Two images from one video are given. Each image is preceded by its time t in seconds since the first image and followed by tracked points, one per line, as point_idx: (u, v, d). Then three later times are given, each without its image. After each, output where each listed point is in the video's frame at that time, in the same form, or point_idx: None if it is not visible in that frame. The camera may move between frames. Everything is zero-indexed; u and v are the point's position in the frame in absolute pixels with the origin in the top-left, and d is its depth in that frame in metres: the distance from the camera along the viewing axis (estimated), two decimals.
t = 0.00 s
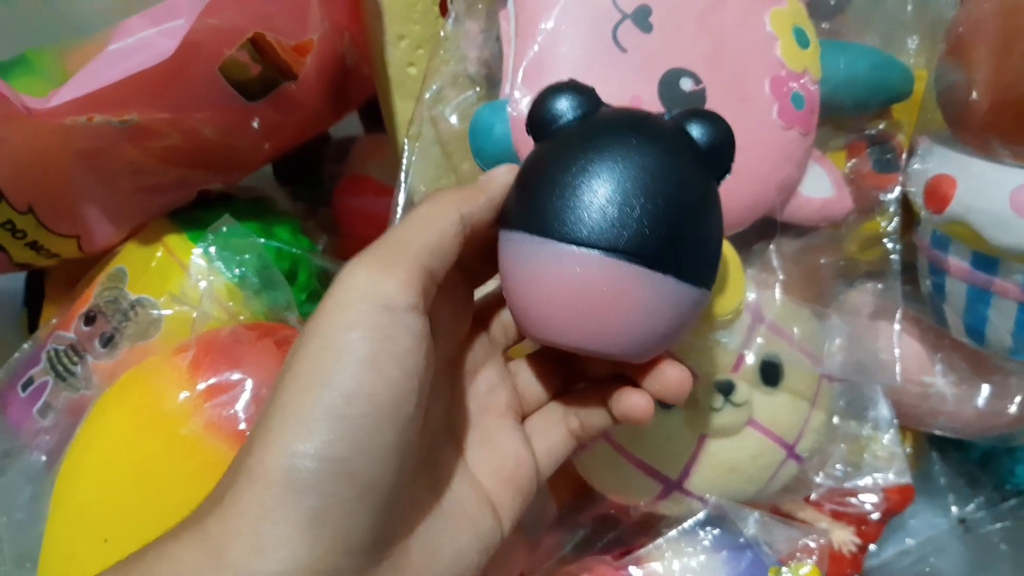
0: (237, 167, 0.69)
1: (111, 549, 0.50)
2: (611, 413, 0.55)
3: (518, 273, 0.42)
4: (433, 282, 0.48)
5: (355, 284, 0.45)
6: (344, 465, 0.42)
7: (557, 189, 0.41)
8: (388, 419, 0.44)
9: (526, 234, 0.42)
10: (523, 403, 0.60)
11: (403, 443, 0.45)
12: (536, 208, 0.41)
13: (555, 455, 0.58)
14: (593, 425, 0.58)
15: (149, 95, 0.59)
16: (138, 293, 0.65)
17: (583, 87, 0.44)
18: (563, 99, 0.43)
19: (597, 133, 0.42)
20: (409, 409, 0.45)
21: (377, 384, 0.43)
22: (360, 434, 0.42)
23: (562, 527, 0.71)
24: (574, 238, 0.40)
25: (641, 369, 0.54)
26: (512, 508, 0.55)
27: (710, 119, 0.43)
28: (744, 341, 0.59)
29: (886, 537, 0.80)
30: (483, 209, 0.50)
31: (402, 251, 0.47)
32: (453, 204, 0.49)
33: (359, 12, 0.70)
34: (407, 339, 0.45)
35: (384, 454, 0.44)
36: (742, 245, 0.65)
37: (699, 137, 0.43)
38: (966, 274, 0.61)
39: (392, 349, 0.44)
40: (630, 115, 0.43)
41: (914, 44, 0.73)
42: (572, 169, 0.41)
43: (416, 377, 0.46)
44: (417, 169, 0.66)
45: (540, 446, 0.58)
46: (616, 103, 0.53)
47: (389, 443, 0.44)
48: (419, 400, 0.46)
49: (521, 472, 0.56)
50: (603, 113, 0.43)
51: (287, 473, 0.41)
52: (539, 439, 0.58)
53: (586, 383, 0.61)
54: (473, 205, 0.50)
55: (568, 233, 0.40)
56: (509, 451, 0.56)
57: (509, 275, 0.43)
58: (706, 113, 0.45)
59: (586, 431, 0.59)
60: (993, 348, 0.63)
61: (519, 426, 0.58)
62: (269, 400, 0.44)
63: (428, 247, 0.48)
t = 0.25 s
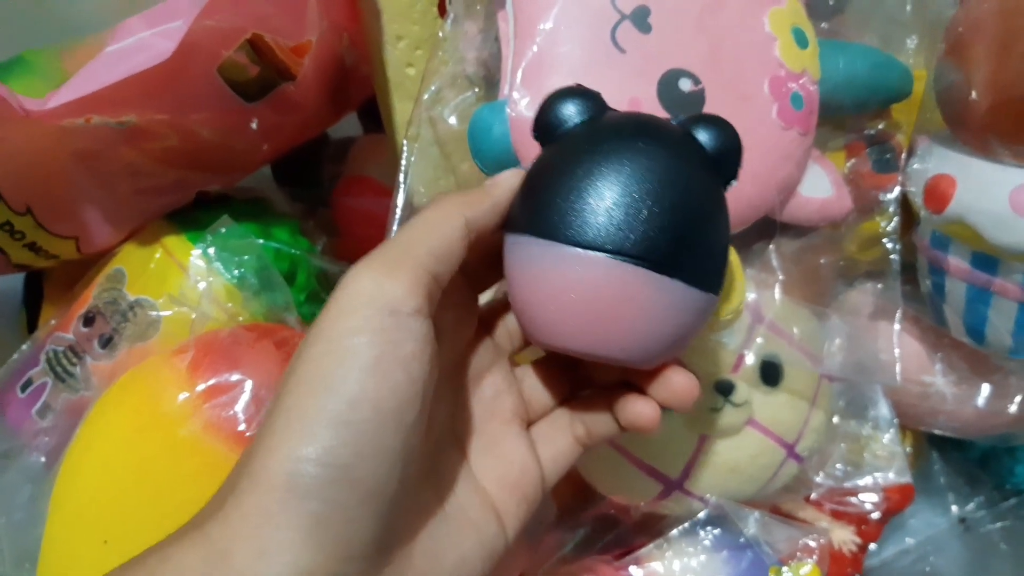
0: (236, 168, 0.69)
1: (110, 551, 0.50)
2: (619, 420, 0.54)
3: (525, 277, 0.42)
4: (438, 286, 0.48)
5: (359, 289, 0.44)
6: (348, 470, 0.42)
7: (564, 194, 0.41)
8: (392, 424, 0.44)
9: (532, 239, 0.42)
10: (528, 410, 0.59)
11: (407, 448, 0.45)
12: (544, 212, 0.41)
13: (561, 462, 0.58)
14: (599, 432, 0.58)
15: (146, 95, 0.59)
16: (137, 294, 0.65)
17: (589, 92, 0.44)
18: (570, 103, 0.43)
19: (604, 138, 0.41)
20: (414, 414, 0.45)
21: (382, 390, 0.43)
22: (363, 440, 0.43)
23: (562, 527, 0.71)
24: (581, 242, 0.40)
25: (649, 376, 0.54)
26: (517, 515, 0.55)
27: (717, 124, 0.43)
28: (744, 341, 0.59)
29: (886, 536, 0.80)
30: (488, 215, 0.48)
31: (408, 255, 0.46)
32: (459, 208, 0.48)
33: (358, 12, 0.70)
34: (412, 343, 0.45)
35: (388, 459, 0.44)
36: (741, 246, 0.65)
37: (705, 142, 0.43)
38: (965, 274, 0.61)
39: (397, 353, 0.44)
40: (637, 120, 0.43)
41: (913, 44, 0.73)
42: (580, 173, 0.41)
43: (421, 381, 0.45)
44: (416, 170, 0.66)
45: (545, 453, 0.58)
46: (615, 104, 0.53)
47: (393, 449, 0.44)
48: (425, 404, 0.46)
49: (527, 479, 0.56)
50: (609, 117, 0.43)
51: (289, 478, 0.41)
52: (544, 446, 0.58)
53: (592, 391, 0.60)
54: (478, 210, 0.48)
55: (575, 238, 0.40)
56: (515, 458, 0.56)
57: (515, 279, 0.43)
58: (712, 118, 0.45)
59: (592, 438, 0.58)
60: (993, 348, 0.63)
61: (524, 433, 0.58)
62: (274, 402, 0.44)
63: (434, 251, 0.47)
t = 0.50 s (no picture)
0: (235, 165, 0.69)
1: (110, 551, 0.50)
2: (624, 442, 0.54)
3: (537, 295, 0.42)
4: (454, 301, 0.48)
5: (378, 304, 0.45)
6: (366, 485, 0.43)
7: (581, 215, 0.41)
8: (410, 439, 0.44)
9: (546, 256, 0.41)
10: (534, 425, 0.60)
11: (423, 462, 0.46)
12: (559, 231, 0.41)
13: (565, 479, 0.59)
14: (604, 450, 0.58)
15: (147, 94, 0.59)
16: (137, 292, 0.65)
17: (608, 113, 0.45)
18: (590, 124, 0.43)
19: (624, 160, 0.42)
20: (430, 430, 0.46)
21: (400, 405, 0.44)
22: (382, 454, 0.43)
23: (563, 526, 0.71)
24: (595, 263, 0.40)
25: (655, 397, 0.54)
26: (520, 530, 0.56)
27: (736, 152, 0.43)
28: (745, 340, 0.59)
29: (886, 535, 0.80)
30: (505, 231, 0.48)
31: (427, 270, 0.46)
32: (477, 224, 0.48)
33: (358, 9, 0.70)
34: (430, 359, 0.45)
35: (404, 474, 0.45)
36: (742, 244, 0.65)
37: (724, 169, 0.43)
38: (966, 272, 0.61)
39: (415, 369, 0.45)
40: (656, 144, 0.43)
41: (914, 41, 0.73)
42: (598, 194, 0.41)
43: (438, 397, 0.46)
44: (416, 166, 0.65)
45: (550, 469, 0.59)
46: (616, 100, 0.52)
47: (411, 464, 0.45)
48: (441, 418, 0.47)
49: (530, 494, 0.57)
50: (629, 139, 0.43)
51: (309, 492, 0.42)
52: (549, 463, 0.59)
53: (598, 409, 0.60)
54: (496, 225, 0.48)
55: (589, 259, 0.40)
56: (519, 472, 0.57)
57: (528, 297, 0.43)
58: (731, 145, 0.45)
59: (596, 457, 0.58)
60: (994, 346, 0.63)
61: (529, 449, 0.58)
62: (293, 415, 0.45)
63: (450, 268, 0.47)
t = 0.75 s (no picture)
0: (235, 169, 0.69)
1: (108, 554, 0.50)
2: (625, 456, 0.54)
3: (545, 310, 0.42)
4: (463, 313, 0.48)
5: (387, 317, 0.45)
6: (374, 497, 0.43)
7: (591, 231, 0.41)
8: (417, 452, 0.45)
9: (554, 271, 0.41)
10: (537, 436, 0.60)
11: (429, 474, 0.46)
12: (568, 247, 0.41)
13: (566, 491, 0.59)
14: (606, 463, 0.58)
15: (146, 98, 0.58)
16: (136, 296, 0.65)
17: (618, 128, 0.45)
18: (600, 139, 0.43)
19: (635, 177, 0.42)
20: (437, 442, 0.46)
21: (408, 418, 0.44)
22: (389, 466, 0.44)
23: (561, 529, 0.71)
24: (603, 279, 0.40)
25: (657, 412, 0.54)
26: (522, 541, 0.56)
27: (744, 170, 0.43)
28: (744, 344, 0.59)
29: (886, 537, 0.80)
30: (516, 244, 0.49)
31: (436, 283, 0.46)
32: (487, 236, 0.48)
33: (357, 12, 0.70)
34: (439, 372, 0.45)
35: (411, 486, 0.45)
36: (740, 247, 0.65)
37: (732, 187, 0.43)
38: (965, 274, 0.61)
39: (423, 382, 0.45)
40: (666, 162, 0.43)
41: (913, 44, 0.73)
42: (608, 211, 0.41)
43: (445, 410, 0.46)
44: (415, 170, 0.66)
45: (552, 481, 0.59)
46: (614, 103, 0.53)
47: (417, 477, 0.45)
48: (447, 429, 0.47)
49: (532, 505, 0.57)
50: (639, 156, 0.43)
51: (316, 504, 0.42)
52: (551, 474, 0.59)
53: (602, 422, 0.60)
54: (507, 238, 0.48)
55: (598, 275, 0.40)
56: (521, 484, 0.57)
57: (535, 311, 0.43)
58: (739, 162, 0.45)
59: (598, 469, 0.58)
60: (993, 348, 0.63)
61: (532, 460, 0.58)
62: (300, 426, 0.45)
63: (459, 281, 0.47)
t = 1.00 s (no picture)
0: (236, 173, 0.69)
1: (110, 558, 0.50)
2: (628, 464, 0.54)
3: (548, 320, 0.42)
4: (466, 321, 0.48)
5: (392, 326, 0.45)
6: (379, 503, 0.44)
7: (594, 242, 0.41)
8: (421, 458, 0.45)
9: (558, 282, 0.42)
10: (538, 444, 0.60)
11: (431, 480, 0.47)
12: (571, 258, 0.41)
13: (566, 498, 0.59)
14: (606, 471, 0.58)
15: (147, 104, 0.58)
16: (136, 301, 0.65)
17: (622, 140, 0.45)
18: (604, 151, 0.44)
19: (638, 189, 0.42)
20: (440, 449, 0.47)
21: (413, 424, 0.45)
22: (394, 473, 0.44)
23: (561, 532, 0.72)
24: (605, 290, 0.40)
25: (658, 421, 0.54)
26: (522, 549, 0.57)
27: (746, 183, 0.44)
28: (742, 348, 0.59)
29: (886, 539, 0.80)
30: (519, 254, 0.48)
31: (440, 292, 0.47)
32: (490, 246, 0.48)
33: (356, 17, 0.70)
34: (442, 380, 0.46)
35: (414, 493, 0.46)
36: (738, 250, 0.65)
37: (734, 200, 0.43)
38: (963, 277, 0.61)
39: (428, 390, 0.45)
40: (670, 174, 0.43)
41: (910, 47, 0.73)
42: (610, 222, 0.41)
43: (448, 417, 0.47)
44: (414, 175, 0.66)
45: (551, 488, 0.59)
46: (612, 108, 0.53)
47: (421, 482, 0.46)
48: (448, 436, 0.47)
49: (532, 512, 0.57)
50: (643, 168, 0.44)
51: (322, 510, 0.42)
52: (551, 482, 0.59)
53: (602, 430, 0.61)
54: (509, 247, 0.48)
55: (600, 286, 0.40)
56: (522, 492, 0.57)
57: (538, 321, 0.43)
58: (742, 175, 0.45)
59: (598, 477, 0.58)
60: (992, 350, 0.63)
61: (533, 467, 0.59)
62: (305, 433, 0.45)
63: (463, 291, 0.47)
